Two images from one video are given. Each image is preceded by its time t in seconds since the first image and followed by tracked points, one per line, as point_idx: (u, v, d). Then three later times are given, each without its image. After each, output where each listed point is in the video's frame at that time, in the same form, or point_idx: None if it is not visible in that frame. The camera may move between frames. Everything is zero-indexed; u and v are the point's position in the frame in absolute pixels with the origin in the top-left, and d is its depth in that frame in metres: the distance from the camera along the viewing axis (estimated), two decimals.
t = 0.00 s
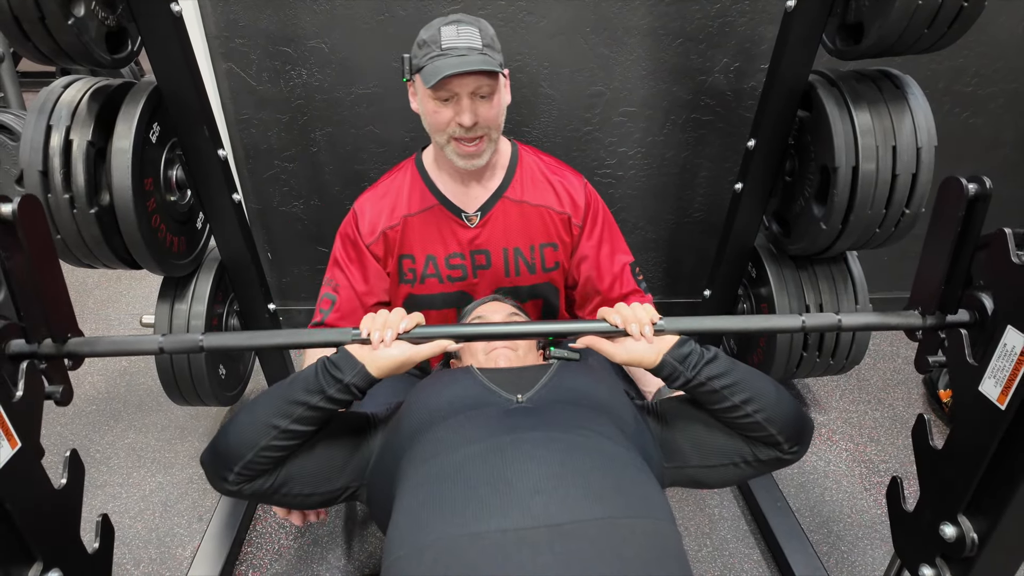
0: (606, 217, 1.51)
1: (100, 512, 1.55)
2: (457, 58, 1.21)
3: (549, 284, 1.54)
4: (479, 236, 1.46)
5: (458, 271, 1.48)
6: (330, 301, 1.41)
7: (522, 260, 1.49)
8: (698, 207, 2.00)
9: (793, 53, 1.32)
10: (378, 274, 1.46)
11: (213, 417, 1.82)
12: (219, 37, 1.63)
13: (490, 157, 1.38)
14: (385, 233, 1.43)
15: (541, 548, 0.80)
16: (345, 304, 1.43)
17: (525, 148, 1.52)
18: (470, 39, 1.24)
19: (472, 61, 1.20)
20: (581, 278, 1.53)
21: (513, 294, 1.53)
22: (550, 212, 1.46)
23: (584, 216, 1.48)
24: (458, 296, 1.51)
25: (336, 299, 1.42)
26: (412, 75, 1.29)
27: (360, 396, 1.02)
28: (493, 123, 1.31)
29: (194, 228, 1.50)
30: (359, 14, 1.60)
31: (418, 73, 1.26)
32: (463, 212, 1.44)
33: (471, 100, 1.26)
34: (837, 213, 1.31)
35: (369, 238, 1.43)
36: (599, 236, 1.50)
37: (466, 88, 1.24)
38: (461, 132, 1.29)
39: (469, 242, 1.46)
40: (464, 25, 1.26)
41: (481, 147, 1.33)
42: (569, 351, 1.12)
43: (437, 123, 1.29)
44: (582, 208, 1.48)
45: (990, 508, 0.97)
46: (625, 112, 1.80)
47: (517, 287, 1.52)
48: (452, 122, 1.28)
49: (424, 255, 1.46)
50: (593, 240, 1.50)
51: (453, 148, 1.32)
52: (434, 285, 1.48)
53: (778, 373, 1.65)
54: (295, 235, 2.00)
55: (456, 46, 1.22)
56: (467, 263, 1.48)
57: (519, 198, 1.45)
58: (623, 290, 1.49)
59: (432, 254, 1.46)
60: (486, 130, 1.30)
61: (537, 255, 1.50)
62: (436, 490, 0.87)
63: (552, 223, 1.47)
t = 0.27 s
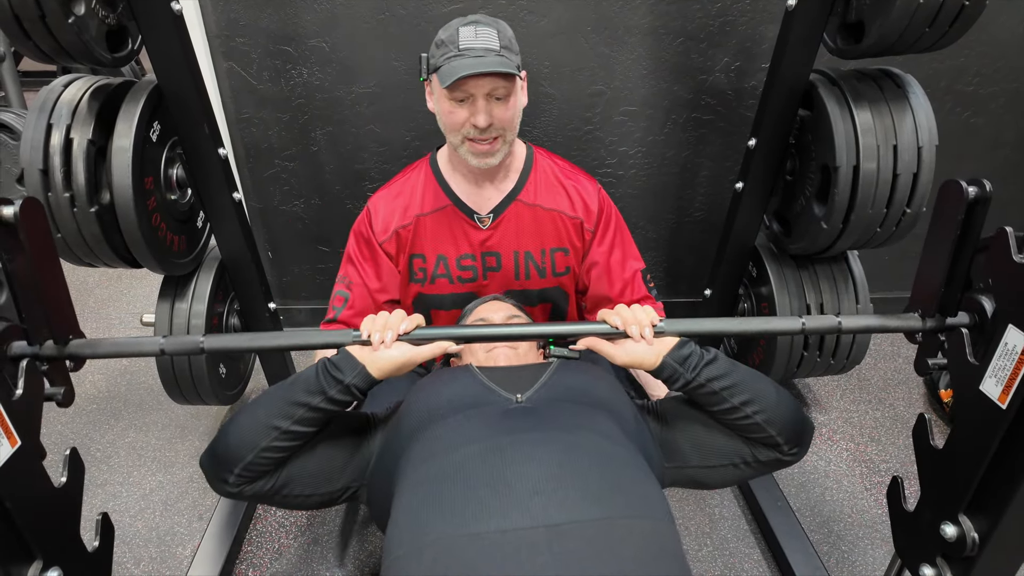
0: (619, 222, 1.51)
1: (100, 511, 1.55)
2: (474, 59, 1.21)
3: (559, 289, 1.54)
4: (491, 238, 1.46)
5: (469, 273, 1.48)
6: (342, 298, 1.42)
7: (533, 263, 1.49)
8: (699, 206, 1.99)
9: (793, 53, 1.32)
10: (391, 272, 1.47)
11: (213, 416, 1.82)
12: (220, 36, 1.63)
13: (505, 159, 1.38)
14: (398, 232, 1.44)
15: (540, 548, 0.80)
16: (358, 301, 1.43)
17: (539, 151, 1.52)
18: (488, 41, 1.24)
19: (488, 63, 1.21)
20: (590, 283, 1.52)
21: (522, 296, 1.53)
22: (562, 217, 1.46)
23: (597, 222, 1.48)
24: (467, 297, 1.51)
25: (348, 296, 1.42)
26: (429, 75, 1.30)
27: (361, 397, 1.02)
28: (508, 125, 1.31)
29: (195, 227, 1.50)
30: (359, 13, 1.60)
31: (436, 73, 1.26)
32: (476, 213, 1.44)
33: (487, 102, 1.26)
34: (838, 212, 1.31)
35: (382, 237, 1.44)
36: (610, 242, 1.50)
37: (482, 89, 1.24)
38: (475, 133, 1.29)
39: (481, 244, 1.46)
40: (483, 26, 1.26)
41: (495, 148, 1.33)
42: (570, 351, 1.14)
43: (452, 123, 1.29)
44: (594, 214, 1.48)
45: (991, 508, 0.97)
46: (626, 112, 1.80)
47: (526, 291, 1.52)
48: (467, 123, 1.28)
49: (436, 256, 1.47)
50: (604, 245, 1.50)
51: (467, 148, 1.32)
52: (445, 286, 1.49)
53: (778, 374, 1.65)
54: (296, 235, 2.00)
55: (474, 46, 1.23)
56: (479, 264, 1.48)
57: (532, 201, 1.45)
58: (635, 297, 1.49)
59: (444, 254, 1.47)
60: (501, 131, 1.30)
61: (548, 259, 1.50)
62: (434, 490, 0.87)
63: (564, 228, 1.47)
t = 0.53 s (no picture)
0: (624, 224, 1.51)
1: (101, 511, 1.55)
2: (483, 61, 1.22)
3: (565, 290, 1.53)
4: (497, 239, 1.46)
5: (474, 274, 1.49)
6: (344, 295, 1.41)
7: (538, 264, 1.50)
8: (700, 208, 1.99)
9: (794, 54, 1.32)
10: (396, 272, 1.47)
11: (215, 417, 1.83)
12: (221, 37, 1.64)
13: (511, 162, 1.38)
14: (404, 233, 1.44)
15: (537, 550, 0.80)
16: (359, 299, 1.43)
17: (545, 153, 1.52)
18: (498, 44, 1.24)
19: (498, 65, 1.21)
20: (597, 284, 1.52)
21: (529, 298, 1.52)
22: (568, 219, 1.46)
23: (602, 222, 1.48)
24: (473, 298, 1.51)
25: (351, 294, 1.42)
26: (438, 76, 1.31)
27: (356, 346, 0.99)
28: (515, 128, 1.31)
29: (197, 229, 1.50)
30: (361, 14, 1.61)
31: (444, 74, 1.27)
32: (482, 215, 1.44)
33: (495, 104, 1.26)
34: (839, 214, 1.31)
35: (387, 236, 1.44)
36: (616, 243, 1.50)
37: (491, 91, 1.24)
38: (482, 135, 1.29)
39: (487, 245, 1.46)
40: (493, 30, 1.27)
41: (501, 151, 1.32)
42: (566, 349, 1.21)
43: (460, 124, 1.29)
44: (600, 215, 1.48)
45: (990, 511, 0.97)
46: (627, 113, 1.80)
47: (533, 293, 1.52)
48: (474, 124, 1.28)
49: (442, 256, 1.47)
50: (609, 246, 1.50)
51: (474, 150, 1.32)
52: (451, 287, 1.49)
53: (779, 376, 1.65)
54: (297, 236, 2.00)
55: (483, 49, 1.23)
56: (484, 265, 1.48)
57: (539, 203, 1.45)
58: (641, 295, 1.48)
59: (449, 255, 1.47)
60: (509, 134, 1.30)
61: (554, 261, 1.50)
62: (432, 492, 0.87)
63: (570, 229, 1.48)
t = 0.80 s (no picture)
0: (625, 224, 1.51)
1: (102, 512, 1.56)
2: (485, 61, 1.22)
3: (566, 290, 1.53)
4: (498, 239, 1.47)
5: (475, 273, 1.49)
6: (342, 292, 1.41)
7: (539, 264, 1.49)
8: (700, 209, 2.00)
9: (794, 56, 1.33)
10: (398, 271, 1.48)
11: (216, 417, 1.83)
12: (222, 38, 1.64)
13: (512, 162, 1.39)
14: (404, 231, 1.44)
15: (533, 554, 0.80)
16: (358, 295, 1.42)
17: (545, 154, 1.53)
18: (500, 44, 1.25)
19: (500, 65, 1.21)
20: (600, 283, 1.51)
21: (529, 298, 1.52)
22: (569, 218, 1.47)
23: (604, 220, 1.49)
24: (474, 298, 1.50)
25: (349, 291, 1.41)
26: (440, 77, 1.31)
27: (348, 274, 0.92)
28: (516, 129, 1.31)
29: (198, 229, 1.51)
30: (362, 16, 1.61)
31: (446, 74, 1.27)
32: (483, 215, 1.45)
33: (496, 103, 1.26)
34: (839, 216, 1.31)
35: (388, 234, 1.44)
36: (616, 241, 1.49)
37: (492, 91, 1.24)
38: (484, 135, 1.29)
39: (488, 244, 1.47)
40: (495, 30, 1.27)
41: (503, 152, 1.33)
42: (562, 352, 1.23)
43: (462, 124, 1.30)
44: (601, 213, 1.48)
45: (988, 513, 0.97)
46: (627, 114, 1.80)
47: (534, 293, 1.52)
48: (476, 124, 1.29)
49: (443, 256, 1.47)
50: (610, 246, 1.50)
51: (476, 150, 1.32)
52: (451, 286, 1.49)
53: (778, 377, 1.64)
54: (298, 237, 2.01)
55: (485, 48, 1.23)
56: (485, 265, 1.48)
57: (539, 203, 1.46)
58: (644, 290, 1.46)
59: (451, 255, 1.47)
60: (510, 134, 1.30)
61: (555, 260, 1.50)
62: (429, 495, 0.87)
63: (571, 229, 1.48)
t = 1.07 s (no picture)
0: (626, 224, 1.51)
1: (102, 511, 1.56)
2: (486, 60, 1.22)
3: (565, 290, 1.53)
4: (498, 238, 1.47)
5: (476, 273, 1.48)
6: (343, 290, 1.41)
7: (539, 264, 1.49)
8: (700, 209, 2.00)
9: (794, 56, 1.33)
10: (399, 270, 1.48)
11: (216, 417, 1.84)
12: (223, 39, 1.64)
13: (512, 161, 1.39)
14: (404, 231, 1.44)
15: (531, 555, 0.80)
16: (359, 292, 1.42)
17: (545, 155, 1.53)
18: (501, 44, 1.25)
19: (501, 65, 1.21)
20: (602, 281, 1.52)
21: (529, 298, 1.52)
22: (570, 218, 1.47)
23: (604, 220, 1.49)
24: (475, 298, 1.50)
25: (350, 289, 1.42)
26: (441, 77, 1.31)
27: (346, 232, 0.91)
28: (517, 128, 1.31)
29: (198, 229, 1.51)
30: (363, 17, 1.61)
31: (448, 74, 1.27)
32: (483, 214, 1.45)
33: (497, 102, 1.27)
34: (838, 216, 1.31)
35: (388, 233, 1.44)
36: (617, 241, 1.50)
37: (493, 90, 1.25)
38: (485, 134, 1.30)
39: (488, 244, 1.47)
40: (495, 30, 1.27)
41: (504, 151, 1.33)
42: (561, 352, 1.22)
43: (463, 124, 1.30)
44: (602, 212, 1.49)
45: (986, 513, 0.97)
46: (628, 115, 1.80)
47: (535, 292, 1.52)
48: (477, 123, 1.29)
49: (443, 255, 1.47)
50: (610, 245, 1.50)
51: (478, 149, 1.32)
52: (452, 286, 1.48)
53: (778, 377, 1.64)
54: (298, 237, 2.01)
55: (486, 48, 1.23)
56: (485, 265, 1.48)
57: (540, 202, 1.46)
58: (645, 288, 1.47)
59: (452, 254, 1.47)
60: (510, 134, 1.30)
61: (555, 260, 1.50)
62: (428, 495, 0.88)
63: (571, 229, 1.48)
